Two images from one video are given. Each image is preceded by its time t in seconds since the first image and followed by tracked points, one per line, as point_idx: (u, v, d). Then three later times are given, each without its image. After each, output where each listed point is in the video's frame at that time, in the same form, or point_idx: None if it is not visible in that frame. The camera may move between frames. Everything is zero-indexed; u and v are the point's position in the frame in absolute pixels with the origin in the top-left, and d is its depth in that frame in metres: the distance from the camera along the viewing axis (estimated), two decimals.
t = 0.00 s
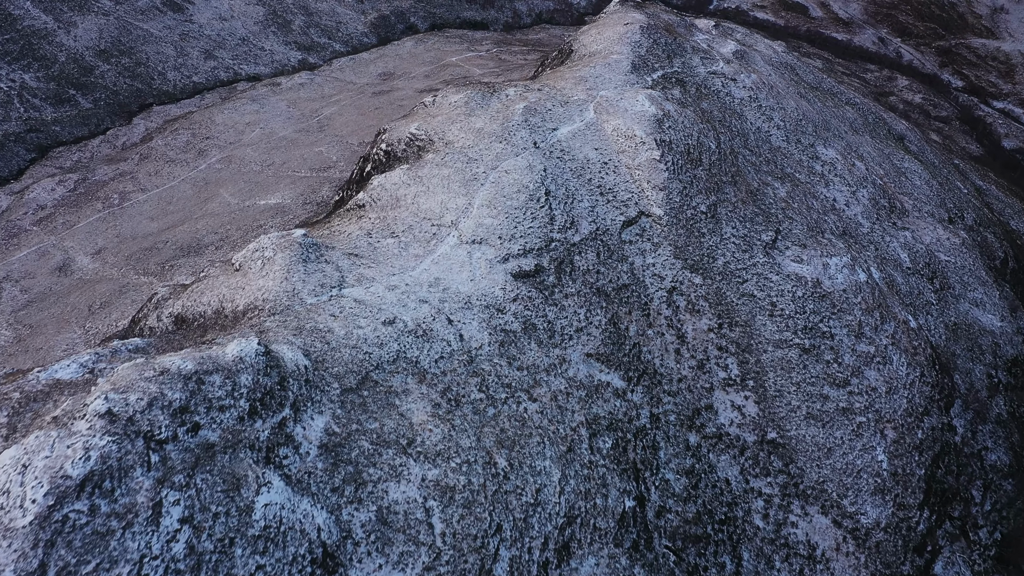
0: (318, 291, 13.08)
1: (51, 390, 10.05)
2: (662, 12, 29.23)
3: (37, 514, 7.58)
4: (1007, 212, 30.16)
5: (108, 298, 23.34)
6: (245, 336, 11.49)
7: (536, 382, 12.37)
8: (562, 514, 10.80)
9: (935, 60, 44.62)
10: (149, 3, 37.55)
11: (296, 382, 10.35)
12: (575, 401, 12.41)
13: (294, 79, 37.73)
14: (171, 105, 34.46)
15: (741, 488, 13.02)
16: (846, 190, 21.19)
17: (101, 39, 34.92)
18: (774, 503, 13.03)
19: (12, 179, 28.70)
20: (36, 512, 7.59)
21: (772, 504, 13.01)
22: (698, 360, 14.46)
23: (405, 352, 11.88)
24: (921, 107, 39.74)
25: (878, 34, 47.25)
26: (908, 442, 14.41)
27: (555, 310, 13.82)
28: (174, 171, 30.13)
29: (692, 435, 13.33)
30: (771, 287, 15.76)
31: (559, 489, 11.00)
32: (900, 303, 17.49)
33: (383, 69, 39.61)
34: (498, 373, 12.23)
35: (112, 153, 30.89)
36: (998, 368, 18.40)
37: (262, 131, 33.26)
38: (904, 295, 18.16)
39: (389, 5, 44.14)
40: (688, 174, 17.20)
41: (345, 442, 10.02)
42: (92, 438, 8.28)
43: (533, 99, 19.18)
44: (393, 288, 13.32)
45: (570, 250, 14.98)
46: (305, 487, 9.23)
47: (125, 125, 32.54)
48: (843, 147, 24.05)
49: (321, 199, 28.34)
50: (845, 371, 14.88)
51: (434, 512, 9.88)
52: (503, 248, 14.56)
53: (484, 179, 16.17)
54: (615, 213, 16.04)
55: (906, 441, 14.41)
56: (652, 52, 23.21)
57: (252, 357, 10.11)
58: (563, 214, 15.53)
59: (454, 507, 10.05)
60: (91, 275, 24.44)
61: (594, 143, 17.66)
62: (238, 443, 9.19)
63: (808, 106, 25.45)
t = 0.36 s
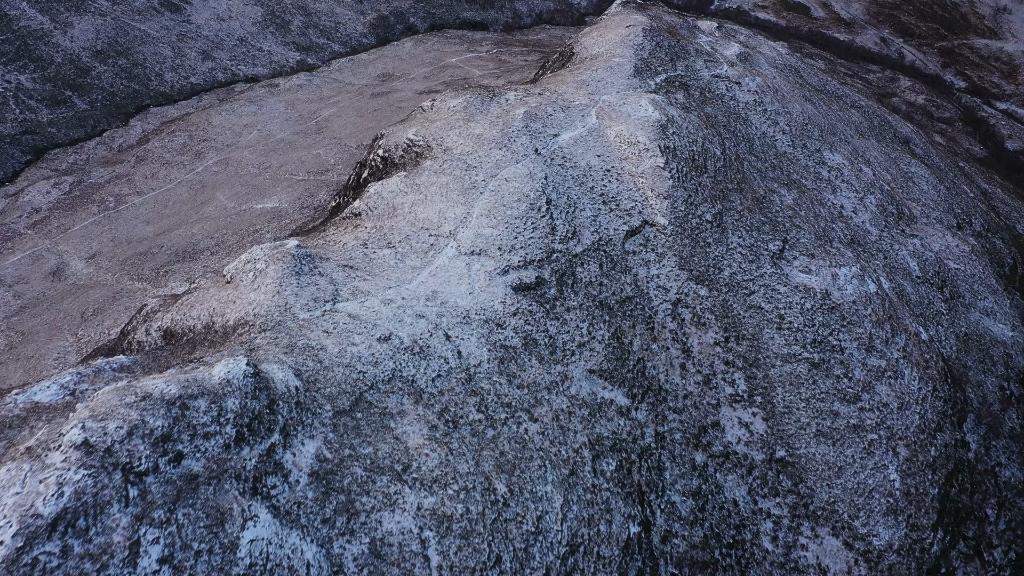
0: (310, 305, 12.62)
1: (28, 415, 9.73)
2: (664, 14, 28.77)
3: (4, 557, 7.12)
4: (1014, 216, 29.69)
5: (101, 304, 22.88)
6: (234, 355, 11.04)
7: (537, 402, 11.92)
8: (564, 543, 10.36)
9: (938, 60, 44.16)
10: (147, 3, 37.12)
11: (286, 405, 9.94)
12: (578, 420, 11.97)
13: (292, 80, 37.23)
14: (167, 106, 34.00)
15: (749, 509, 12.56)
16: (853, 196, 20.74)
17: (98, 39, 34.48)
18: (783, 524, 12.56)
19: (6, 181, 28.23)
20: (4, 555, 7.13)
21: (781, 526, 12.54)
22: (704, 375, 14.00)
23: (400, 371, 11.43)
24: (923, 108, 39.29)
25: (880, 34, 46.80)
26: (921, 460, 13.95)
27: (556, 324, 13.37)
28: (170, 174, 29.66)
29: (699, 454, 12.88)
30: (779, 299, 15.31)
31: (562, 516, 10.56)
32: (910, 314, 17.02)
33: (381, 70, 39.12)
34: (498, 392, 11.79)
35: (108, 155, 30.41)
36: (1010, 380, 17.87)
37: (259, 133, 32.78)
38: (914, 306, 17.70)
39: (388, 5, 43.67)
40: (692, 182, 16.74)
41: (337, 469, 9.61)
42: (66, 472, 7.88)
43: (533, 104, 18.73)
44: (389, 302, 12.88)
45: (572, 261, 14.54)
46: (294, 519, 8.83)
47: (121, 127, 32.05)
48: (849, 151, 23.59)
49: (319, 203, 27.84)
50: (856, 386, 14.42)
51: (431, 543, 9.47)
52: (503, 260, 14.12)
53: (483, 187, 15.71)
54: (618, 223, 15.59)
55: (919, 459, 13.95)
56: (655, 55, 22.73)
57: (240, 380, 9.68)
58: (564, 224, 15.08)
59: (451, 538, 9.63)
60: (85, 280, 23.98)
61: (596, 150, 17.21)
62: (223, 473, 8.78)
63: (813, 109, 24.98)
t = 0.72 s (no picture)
0: (303, 321, 12.17)
1: (5, 441, 9.45)
2: (666, 15, 28.31)
3: None
4: (1021, 220, 29.20)
5: (94, 311, 22.39)
6: (222, 376, 10.62)
7: (538, 423, 11.49)
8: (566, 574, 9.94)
9: (940, 60, 43.70)
10: (144, 4, 36.67)
11: (275, 430, 9.63)
12: (580, 441, 11.56)
13: (289, 81, 36.71)
14: (165, 107, 33.55)
15: (758, 532, 12.09)
16: (861, 203, 20.28)
17: (95, 40, 34.02)
18: (793, 548, 12.09)
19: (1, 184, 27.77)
20: None
21: (791, 549, 12.07)
22: (711, 392, 13.55)
23: (396, 392, 11.02)
24: (926, 109, 38.84)
25: (882, 34, 46.33)
26: (934, 480, 13.49)
27: (558, 340, 12.92)
28: (167, 176, 29.22)
29: (706, 474, 12.42)
30: (787, 312, 14.85)
31: (564, 546, 10.15)
32: (921, 325, 16.55)
33: (380, 71, 38.63)
34: (498, 412, 11.37)
35: (104, 157, 29.99)
36: None
37: (256, 135, 32.30)
38: (924, 316, 17.23)
39: (387, 5, 43.17)
40: (697, 190, 16.27)
41: (328, 498, 9.33)
42: (37, 511, 7.61)
43: (534, 109, 18.28)
44: (384, 317, 12.42)
45: (574, 273, 14.08)
46: (282, 554, 8.60)
47: (117, 128, 31.61)
48: (856, 156, 23.10)
49: (316, 208, 27.35)
50: (867, 403, 13.97)
51: None
52: (503, 272, 13.67)
53: (482, 196, 15.24)
54: (622, 233, 15.14)
55: (933, 478, 13.49)
56: (658, 58, 22.24)
57: (226, 404, 9.40)
58: (566, 234, 14.63)
59: (448, 572, 9.31)
60: (79, 286, 23.53)
61: (598, 157, 16.75)
62: (206, 506, 8.55)
63: (818, 113, 24.50)
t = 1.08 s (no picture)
0: (295, 337, 11.72)
1: None
2: (669, 17, 27.82)
3: None
4: None
5: (87, 318, 21.90)
6: (209, 397, 10.18)
7: (540, 445, 11.08)
8: None
9: (943, 61, 43.25)
10: (141, 4, 36.21)
11: (263, 458, 9.31)
12: (584, 464, 11.14)
13: (288, 82, 36.20)
14: (162, 109, 33.12)
15: (767, 557, 11.65)
16: (870, 210, 19.75)
17: (92, 41, 33.54)
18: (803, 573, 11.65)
19: None
20: None
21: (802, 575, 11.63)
22: (718, 409, 13.09)
23: (391, 414, 10.62)
24: (929, 110, 38.39)
25: (884, 34, 45.85)
26: (950, 500, 13.01)
27: (560, 356, 12.46)
28: (163, 179, 28.77)
29: (713, 496, 11.96)
30: (796, 325, 14.39)
31: None
32: (933, 338, 16.04)
33: (379, 72, 38.14)
34: (497, 434, 10.97)
35: (100, 160, 29.58)
36: None
37: (253, 138, 31.82)
38: (936, 328, 16.74)
39: (386, 6, 42.67)
40: (703, 199, 15.79)
41: (319, 531, 9.00)
42: (6, 554, 7.31)
43: (534, 114, 17.83)
44: (379, 333, 11.98)
45: (577, 286, 13.62)
46: None
47: (114, 130, 31.20)
48: (864, 161, 22.56)
49: (313, 212, 26.86)
50: (879, 420, 13.51)
51: None
52: (503, 285, 13.21)
53: (481, 206, 14.77)
54: (625, 243, 14.68)
55: (948, 499, 13.01)
56: (661, 61, 21.74)
57: (212, 432, 9.05)
58: (568, 245, 14.16)
59: None
60: (73, 291, 23.09)
61: (601, 164, 16.28)
62: (188, 543, 8.20)
63: (825, 117, 23.99)
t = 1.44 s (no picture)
0: (286, 355, 11.26)
1: None
2: (672, 18, 27.30)
3: None
4: None
5: (79, 326, 21.42)
6: (195, 421, 9.75)
7: (540, 470, 10.71)
8: None
9: (945, 62, 42.75)
10: (139, 5, 35.74)
11: (250, 489, 9.05)
12: (587, 489, 10.74)
13: (287, 83, 35.74)
14: (159, 110, 32.67)
15: None
16: (879, 218, 19.18)
17: (88, 42, 33.07)
18: None
19: None
20: None
21: None
22: (726, 427, 12.61)
23: (386, 439, 10.30)
24: (932, 111, 37.91)
25: (887, 35, 45.35)
26: (965, 522, 12.53)
27: (562, 374, 12.01)
28: (160, 182, 28.33)
29: (721, 520, 11.46)
30: (806, 340, 13.93)
31: None
32: (946, 351, 15.55)
33: (379, 73, 37.66)
34: (496, 459, 10.61)
35: (97, 162, 29.17)
36: None
37: (250, 140, 31.34)
38: (948, 341, 16.25)
39: (386, 6, 42.17)
40: (709, 209, 15.32)
41: (309, 567, 8.78)
42: None
43: (535, 119, 17.38)
44: (374, 351, 11.54)
45: (579, 299, 13.17)
46: None
47: (110, 132, 30.77)
48: (871, 166, 21.93)
49: (310, 217, 26.38)
50: (893, 439, 13.06)
51: None
52: (503, 299, 12.76)
53: (481, 216, 14.30)
54: (629, 254, 14.22)
55: (963, 521, 12.53)
56: (665, 64, 21.22)
57: (195, 463, 8.77)
58: (570, 257, 13.70)
59: None
60: (66, 297, 22.64)
61: (603, 172, 15.81)
62: None
63: (831, 121, 23.44)
